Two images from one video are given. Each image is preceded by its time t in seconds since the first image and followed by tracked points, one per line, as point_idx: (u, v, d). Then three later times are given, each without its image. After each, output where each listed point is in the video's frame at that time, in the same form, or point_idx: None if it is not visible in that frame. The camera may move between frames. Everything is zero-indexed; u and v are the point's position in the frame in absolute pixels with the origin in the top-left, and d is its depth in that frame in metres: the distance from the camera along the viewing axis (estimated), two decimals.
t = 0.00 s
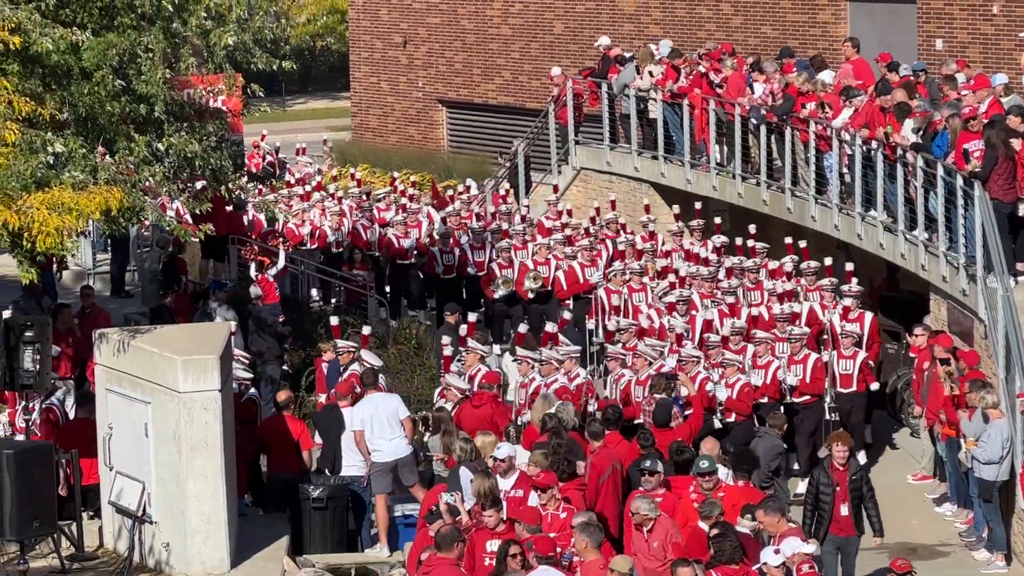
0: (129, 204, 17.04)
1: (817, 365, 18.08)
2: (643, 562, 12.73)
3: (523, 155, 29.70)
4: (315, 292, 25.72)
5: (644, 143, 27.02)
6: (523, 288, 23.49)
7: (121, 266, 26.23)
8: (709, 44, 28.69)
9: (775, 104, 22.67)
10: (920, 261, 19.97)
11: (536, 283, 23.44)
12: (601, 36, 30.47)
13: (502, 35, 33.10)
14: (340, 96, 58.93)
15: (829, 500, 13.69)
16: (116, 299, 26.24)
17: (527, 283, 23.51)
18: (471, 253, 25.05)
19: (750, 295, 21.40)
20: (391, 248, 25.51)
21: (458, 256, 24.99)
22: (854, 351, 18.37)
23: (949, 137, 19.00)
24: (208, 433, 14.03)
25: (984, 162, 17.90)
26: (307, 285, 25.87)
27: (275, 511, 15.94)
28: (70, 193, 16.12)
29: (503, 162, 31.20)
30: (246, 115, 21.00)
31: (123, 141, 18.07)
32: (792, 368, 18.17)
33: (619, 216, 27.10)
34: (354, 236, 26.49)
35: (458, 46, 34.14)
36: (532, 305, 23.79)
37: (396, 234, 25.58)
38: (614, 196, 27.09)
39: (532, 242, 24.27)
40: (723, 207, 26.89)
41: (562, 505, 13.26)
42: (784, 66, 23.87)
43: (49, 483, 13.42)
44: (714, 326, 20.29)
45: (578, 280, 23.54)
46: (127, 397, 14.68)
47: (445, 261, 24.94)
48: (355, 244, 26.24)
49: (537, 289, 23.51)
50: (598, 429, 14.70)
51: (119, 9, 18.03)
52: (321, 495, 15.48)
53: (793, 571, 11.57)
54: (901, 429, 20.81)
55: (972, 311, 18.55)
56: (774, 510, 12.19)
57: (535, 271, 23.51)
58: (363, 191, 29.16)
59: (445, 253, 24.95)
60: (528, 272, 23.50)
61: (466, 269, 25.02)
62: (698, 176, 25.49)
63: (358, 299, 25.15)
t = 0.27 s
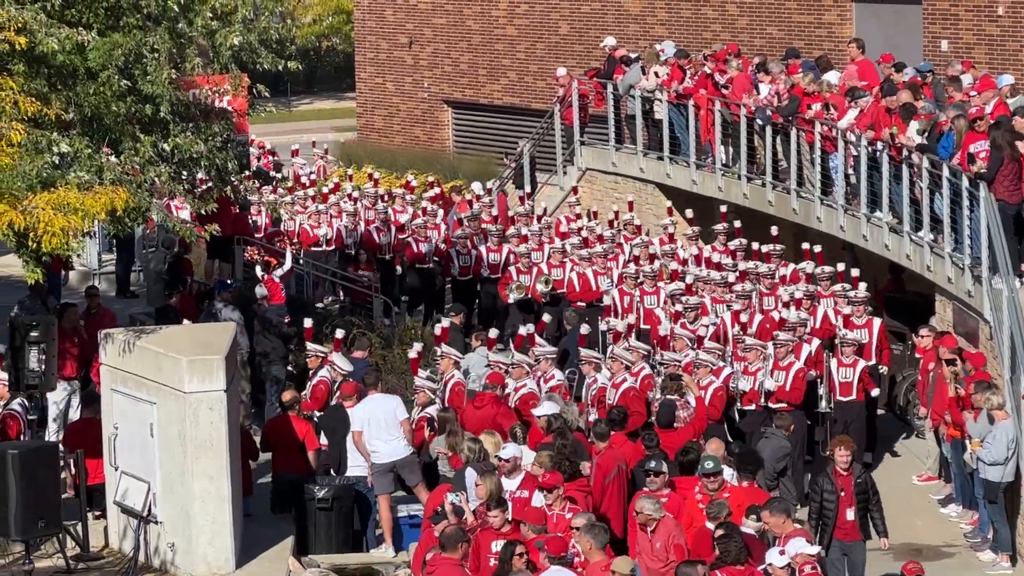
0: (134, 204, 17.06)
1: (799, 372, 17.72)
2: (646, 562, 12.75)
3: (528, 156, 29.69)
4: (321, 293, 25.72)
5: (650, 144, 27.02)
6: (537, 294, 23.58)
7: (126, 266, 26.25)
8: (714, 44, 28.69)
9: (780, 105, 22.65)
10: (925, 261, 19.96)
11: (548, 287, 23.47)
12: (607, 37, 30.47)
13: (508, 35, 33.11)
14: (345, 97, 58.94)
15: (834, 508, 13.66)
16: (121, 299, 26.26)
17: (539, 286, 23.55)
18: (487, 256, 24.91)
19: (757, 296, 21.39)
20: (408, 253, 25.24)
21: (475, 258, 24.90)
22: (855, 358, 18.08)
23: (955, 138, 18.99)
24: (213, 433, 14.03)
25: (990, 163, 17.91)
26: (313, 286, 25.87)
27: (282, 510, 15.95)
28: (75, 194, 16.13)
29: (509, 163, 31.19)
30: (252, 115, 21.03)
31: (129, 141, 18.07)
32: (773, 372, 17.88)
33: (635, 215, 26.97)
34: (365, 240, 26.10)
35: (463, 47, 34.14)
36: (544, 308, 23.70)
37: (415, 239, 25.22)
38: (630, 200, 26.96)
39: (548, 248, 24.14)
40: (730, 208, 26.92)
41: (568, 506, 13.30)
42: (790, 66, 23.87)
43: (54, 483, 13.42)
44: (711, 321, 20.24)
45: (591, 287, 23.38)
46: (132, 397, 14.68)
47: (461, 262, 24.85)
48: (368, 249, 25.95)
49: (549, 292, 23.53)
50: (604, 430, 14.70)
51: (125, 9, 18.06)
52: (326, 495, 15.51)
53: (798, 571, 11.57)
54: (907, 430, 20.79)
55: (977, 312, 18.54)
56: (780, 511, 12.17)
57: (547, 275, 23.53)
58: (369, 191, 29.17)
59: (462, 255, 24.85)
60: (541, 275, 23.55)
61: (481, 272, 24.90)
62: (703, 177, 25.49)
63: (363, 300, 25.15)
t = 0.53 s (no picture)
0: (139, 205, 17.06)
1: (769, 376, 17.66)
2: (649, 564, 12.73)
3: (532, 157, 29.68)
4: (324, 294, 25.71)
5: (654, 145, 26.99)
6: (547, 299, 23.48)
7: (130, 267, 26.25)
8: (719, 46, 28.68)
9: (784, 106, 22.63)
10: (929, 263, 19.93)
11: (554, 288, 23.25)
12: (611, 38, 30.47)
13: (512, 37, 33.11)
14: (350, 98, 58.95)
15: (845, 514, 13.35)
16: (125, 300, 26.27)
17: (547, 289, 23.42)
18: (498, 257, 24.86)
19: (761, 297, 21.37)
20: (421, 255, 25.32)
21: (486, 260, 24.84)
22: (848, 367, 17.99)
23: (959, 140, 18.96)
24: (217, 434, 14.02)
25: (994, 165, 17.86)
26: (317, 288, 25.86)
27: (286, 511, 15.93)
28: (80, 194, 16.14)
29: (513, 164, 31.16)
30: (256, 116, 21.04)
31: (133, 142, 18.08)
32: (743, 376, 17.79)
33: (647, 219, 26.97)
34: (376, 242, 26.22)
35: (468, 48, 34.13)
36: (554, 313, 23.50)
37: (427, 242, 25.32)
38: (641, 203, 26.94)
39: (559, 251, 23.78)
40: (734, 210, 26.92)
41: (571, 508, 13.29)
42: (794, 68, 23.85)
43: (59, 483, 13.42)
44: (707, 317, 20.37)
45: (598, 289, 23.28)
46: (136, 398, 14.68)
47: (473, 266, 24.81)
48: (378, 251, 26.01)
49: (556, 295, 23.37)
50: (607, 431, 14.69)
51: (129, 10, 18.11)
52: (330, 497, 15.45)
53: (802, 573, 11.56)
54: (911, 432, 20.76)
55: (982, 314, 18.53)
56: (784, 513, 12.17)
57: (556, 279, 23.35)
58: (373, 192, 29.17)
59: (474, 258, 24.80)
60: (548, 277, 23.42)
61: (492, 275, 24.85)
62: (707, 179, 25.48)
63: (367, 301, 25.14)
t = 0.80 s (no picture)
0: (144, 206, 17.08)
1: (743, 376, 17.86)
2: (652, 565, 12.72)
3: (537, 158, 29.67)
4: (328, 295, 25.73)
5: (658, 146, 26.97)
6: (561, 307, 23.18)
7: (135, 268, 26.25)
8: (724, 48, 28.68)
9: (789, 108, 22.60)
10: (934, 265, 19.93)
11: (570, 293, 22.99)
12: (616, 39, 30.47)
13: (517, 38, 33.13)
14: (355, 99, 58.99)
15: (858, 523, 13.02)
16: (130, 300, 26.28)
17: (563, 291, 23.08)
18: (511, 260, 24.79)
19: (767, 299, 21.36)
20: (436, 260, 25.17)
21: (499, 261, 24.78)
22: (837, 373, 17.76)
23: (963, 142, 18.89)
24: (221, 435, 14.03)
25: (999, 166, 17.77)
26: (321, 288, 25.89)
27: (290, 511, 15.94)
28: (84, 195, 16.14)
29: (518, 165, 31.17)
30: (261, 117, 21.05)
31: (138, 142, 18.09)
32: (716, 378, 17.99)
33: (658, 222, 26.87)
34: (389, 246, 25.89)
35: (473, 49, 34.14)
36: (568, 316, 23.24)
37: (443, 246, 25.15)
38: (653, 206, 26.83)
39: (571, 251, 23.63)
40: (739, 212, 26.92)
41: (575, 509, 13.29)
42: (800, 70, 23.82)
43: (63, 483, 13.44)
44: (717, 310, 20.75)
45: (609, 296, 22.95)
46: (141, 398, 14.69)
47: (488, 268, 24.73)
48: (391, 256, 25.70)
49: (571, 300, 23.03)
50: (612, 432, 14.69)
51: (133, 11, 18.15)
52: (334, 498, 15.46)
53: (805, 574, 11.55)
54: (917, 435, 20.73)
55: (986, 316, 18.58)
56: (788, 514, 12.16)
57: (570, 282, 23.06)
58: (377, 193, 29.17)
59: (487, 259, 24.74)
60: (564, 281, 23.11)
61: (506, 277, 24.77)
62: (711, 180, 25.47)
63: (371, 302, 25.15)
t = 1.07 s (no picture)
0: (147, 207, 17.11)
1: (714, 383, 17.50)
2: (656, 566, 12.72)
3: (540, 161, 29.67)
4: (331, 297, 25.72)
5: (662, 149, 26.98)
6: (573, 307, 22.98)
7: (138, 269, 26.26)
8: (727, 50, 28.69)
9: (792, 110, 22.61)
10: (937, 268, 19.90)
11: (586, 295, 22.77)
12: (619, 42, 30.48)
13: (520, 40, 33.15)
14: (358, 101, 59.01)
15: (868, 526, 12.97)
16: (133, 302, 26.28)
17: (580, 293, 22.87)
18: (525, 263, 24.65)
19: (773, 302, 21.36)
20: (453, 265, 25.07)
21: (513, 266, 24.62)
22: (820, 382, 17.47)
23: (967, 146, 19.05)
24: (225, 436, 14.03)
25: (1002, 169, 17.86)
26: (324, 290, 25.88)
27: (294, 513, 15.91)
28: (88, 196, 16.15)
29: (521, 167, 31.17)
30: (264, 118, 21.09)
31: (141, 144, 18.12)
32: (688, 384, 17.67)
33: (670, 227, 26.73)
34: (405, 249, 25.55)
35: (476, 51, 34.15)
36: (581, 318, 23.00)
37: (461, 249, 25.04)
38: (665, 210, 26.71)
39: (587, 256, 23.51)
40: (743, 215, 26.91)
41: (579, 511, 13.31)
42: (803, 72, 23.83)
43: (67, 484, 13.44)
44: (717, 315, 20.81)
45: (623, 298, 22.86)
46: (144, 400, 14.69)
47: (501, 272, 24.55)
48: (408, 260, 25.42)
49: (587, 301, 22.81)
50: (614, 434, 14.69)
51: (138, 12, 18.16)
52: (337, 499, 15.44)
53: None
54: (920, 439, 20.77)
55: (989, 319, 18.56)
56: (791, 517, 12.14)
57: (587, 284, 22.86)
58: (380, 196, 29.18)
59: (501, 263, 24.55)
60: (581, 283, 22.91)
61: (518, 281, 24.62)
62: (714, 183, 25.46)
63: (374, 304, 25.15)
